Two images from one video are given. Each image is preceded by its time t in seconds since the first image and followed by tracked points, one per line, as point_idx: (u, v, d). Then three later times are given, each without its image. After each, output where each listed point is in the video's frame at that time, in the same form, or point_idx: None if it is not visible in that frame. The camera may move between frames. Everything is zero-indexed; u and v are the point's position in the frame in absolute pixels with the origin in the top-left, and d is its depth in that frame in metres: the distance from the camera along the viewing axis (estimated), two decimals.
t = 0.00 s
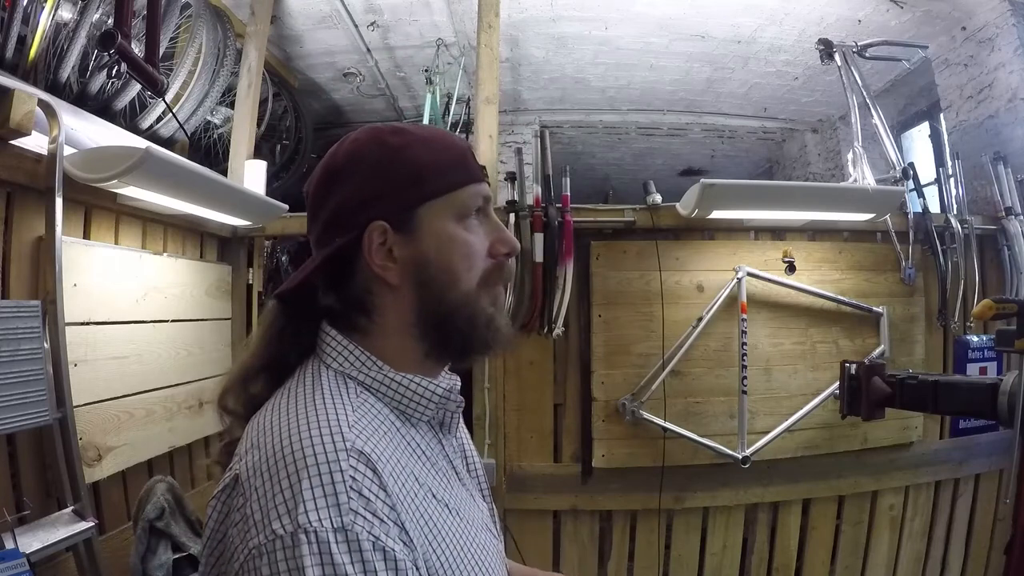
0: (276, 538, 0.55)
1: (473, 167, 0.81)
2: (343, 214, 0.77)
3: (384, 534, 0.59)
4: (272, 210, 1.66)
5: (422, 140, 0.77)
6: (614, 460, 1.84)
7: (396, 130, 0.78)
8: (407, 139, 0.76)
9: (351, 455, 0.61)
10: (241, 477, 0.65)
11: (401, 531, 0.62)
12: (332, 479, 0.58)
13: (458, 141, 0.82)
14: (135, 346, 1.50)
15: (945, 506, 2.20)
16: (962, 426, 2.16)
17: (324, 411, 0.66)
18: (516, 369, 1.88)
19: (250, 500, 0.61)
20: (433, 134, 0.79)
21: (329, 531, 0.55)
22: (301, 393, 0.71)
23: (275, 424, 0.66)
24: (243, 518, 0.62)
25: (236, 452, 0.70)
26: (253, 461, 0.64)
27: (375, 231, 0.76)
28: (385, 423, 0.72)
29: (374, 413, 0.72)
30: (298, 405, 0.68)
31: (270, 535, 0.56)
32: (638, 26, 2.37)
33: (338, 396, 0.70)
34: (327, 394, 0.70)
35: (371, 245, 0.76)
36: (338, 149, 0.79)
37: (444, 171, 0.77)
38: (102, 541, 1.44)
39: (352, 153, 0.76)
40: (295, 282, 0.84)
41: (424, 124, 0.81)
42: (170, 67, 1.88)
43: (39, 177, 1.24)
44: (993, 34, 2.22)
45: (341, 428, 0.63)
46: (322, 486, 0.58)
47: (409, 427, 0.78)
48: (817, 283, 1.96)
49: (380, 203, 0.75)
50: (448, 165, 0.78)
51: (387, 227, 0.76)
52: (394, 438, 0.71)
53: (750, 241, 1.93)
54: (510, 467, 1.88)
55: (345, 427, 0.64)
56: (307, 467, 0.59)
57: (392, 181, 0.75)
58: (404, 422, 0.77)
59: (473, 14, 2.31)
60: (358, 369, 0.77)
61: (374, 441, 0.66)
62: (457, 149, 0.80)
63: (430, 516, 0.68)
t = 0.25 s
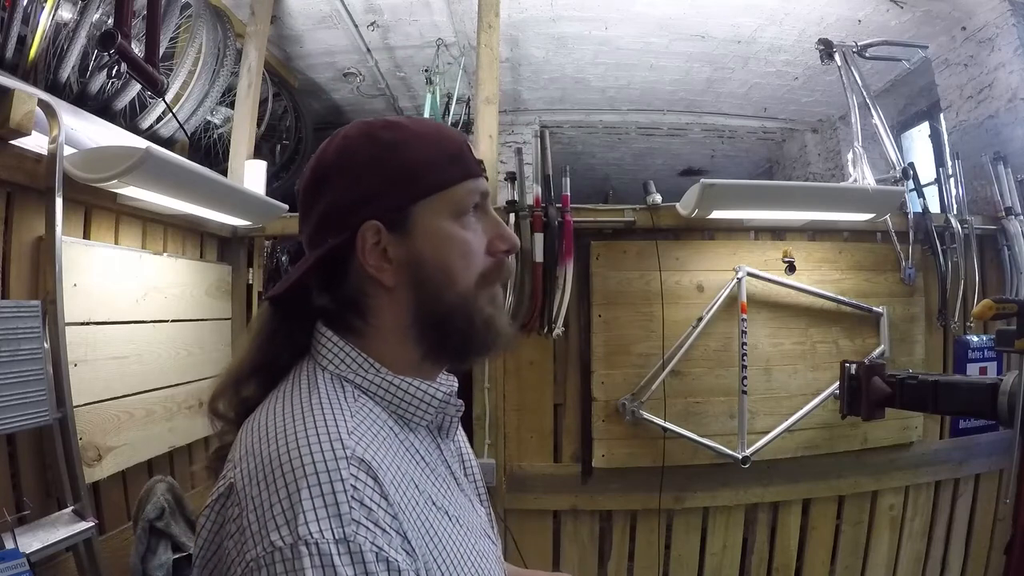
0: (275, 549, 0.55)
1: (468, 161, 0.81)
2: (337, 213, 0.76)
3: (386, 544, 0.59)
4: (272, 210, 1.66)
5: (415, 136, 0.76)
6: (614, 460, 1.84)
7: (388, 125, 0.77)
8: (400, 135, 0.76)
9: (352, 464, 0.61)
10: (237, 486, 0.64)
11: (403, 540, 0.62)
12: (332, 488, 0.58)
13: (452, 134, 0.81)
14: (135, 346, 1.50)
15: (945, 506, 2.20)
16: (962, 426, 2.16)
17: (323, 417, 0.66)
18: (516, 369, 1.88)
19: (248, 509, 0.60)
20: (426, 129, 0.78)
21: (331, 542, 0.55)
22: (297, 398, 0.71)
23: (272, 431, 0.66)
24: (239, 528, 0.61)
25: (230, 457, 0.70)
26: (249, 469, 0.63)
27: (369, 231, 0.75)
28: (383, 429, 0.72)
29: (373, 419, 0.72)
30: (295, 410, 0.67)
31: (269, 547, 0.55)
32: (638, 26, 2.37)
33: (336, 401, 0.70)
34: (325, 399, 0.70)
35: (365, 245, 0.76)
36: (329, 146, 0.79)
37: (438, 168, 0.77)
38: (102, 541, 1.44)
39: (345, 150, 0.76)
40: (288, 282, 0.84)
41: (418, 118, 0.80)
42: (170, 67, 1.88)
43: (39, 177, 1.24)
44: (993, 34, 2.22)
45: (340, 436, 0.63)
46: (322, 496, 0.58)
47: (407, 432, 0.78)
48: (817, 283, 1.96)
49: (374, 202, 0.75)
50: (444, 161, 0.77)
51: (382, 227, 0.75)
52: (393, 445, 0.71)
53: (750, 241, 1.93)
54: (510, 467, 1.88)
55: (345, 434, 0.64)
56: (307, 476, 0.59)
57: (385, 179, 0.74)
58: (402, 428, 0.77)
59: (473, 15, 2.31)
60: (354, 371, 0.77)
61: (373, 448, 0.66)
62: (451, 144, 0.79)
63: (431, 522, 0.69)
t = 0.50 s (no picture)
0: (268, 555, 0.55)
1: (460, 158, 0.79)
2: (326, 213, 0.77)
3: (381, 549, 0.58)
4: (271, 210, 1.66)
5: (405, 134, 0.75)
6: (614, 460, 1.84)
7: (377, 123, 0.76)
8: (388, 133, 0.75)
9: (346, 468, 0.61)
10: (230, 490, 0.64)
11: (398, 545, 0.61)
12: (326, 493, 0.58)
13: (444, 130, 0.79)
14: (135, 346, 1.50)
15: (945, 506, 2.20)
16: (962, 426, 2.16)
17: (318, 420, 0.65)
18: (516, 369, 1.88)
19: (241, 513, 0.60)
20: (417, 126, 0.77)
21: (325, 547, 0.55)
22: (292, 400, 0.71)
23: (266, 434, 0.66)
24: (231, 533, 0.61)
25: (224, 460, 0.69)
26: (243, 473, 0.63)
27: (357, 232, 0.75)
28: (379, 431, 0.72)
29: (368, 421, 0.72)
30: (290, 413, 0.67)
31: (262, 552, 0.55)
32: (638, 26, 2.37)
33: (332, 404, 0.70)
34: (320, 402, 0.70)
35: (352, 247, 0.76)
36: (319, 144, 0.79)
37: (428, 167, 0.76)
38: (103, 541, 1.44)
39: (334, 149, 0.76)
40: (284, 281, 0.84)
41: (408, 114, 0.79)
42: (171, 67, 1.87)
43: (39, 177, 1.24)
44: (993, 34, 2.22)
45: (335, 439, 0.63)
46: (316, 500, 0.57)
47: (403, 434, 0.78)
48: (817, 283, 1.96)
49: (362, 203, 0.74)
50: (434, 160, 0.76)
51: (370, 228, 0.75)
52: (389, 447, 0.71)
53: (750, 241, 1.93)
54: (510, 467, 1.88)
55: (339, 438, 0.64)
56: (300, 480, 0.58)
57: (373, 179, 0.74)
58: (399, 430, 0.77)
59: (473, 15, 2.31)
60: (349, 371, 0.77)
61: (368, 450, 0.66)
62: (442, 141, 0.78)
63: (427, 525, 0.68)
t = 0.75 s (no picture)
0: (250, 555, 0.55)
1: (436, 158, 0.74)
2: (304, 216, 0.76)
3: (364, 553, 0.58)
4: (271, 210, 1.66)
5: (374, 135, 0.72)
6: (614, 460, 1.84)
7: (350, 124, 0.74)
8: (358, 135, 0.72)
9: (332, 469, 0.61)
10: (219, 487, 0.64)
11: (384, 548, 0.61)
12: (311, 494, 0.58)
13: (419, 128, 0.74)
14: (135, 346, 1.50)
15: (945, 506, 2.20)
16: (962, 426, 2.16)
17: (307, 420, 0.66)
18: (516, 369, 1.88)
19: (228, 511, 0.60)
20: (390, 124, 0.73)
21: (307, 549, 0.55)
22: (284, 398, 0.71)
23: (257, 432, 0.66)
24: (218, 530, 0.61)
25: (217, 456, 0.70)
26: (231, 472, 0.63)
27: (330, 237, 0.75)
28: (371, 430, 0.72)
29: (359, 420, 0.72)
30: (281, 412, 0.68)
31: (245, 552, 0.55)
32: (638, 26, 2.37)
33: (323, 403, 0.70)
34: (311, 401, 0.70)
35: (326, 253, 0.75)
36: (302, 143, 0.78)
37: (398, 170, 0.72)
38: (103, 541, 1.44)
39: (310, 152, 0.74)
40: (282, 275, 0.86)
41: (384, 110, 0.75)
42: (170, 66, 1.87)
43: (39, 177, 1.24)
44: (992, 34, 2.22)
45: (322, 439, 0.63)
46: (300, 502, 0.57)
47: (396, 433, 0.78)
48: (817, 283, 1.96)
49: (333, 208, 0.73)
50: (404, 162, 0.72)
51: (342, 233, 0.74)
52: (380, 446, 0.71)
53: (750, 241, 1.93)
54: (510, 467, 1.88)
55: (328, 438, 0.64)
56: (285, 481, 0.58)
57: (343, 184, 0.72)
58: (392, 429, 0.77)
59: (473, 15, 2.31)
60: (339, 370, 0.77)
61: (357, 450, 0.66)
62: (415, 140, 0.73)
63: (416, 525, 0.68)
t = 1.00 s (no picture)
0: (207, 545, 0.56)
1: (357, 170, 0.74)
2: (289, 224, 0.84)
3: (317, 554, 0.58)
4: (272, 210, 1.66)
5: (307, 155, 0.77)
6: (614, 460, 1.84)
7: (299, 144, 0.80)
8: (301, 156, 0.78)
9: (294, 467, 0.61)
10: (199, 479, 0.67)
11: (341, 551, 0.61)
12: (270, 491, 0.58)
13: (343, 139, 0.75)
14: (135, 346, 1.50)
15: (945, 506, 2.20)
16: (962, 426, 2.16)
17: (283, 416, 0.67)
18: (516, 369, 1.88)
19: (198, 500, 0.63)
20: (322, 141, 0.77)
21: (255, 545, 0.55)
22: (271, 396, 0.73)
23: (239, 424, 0.68)
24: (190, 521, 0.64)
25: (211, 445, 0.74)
26: (209, 464, 0.66)
27: (301, 253, 0.83)
28: (353, 430, 0.72)
29: (342, 421, 0.72)
30: (263, 408, 0.70)
31: (203, 543, 0.57)
32: (638, 26, 2.37)
33: (305, 401, 0.71)
34: (294, 399, 0.71)
35: (305, 267, 0.85)
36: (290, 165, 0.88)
37: (325, 188, 0.75)
38: (103, 541, 1.44)
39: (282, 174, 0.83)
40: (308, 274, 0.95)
41: (325, 124, 0.79)
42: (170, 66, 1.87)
43: (39, 177, 1.24)
44: (993, 34, 2.22)
45: (291, 436, 0.64)
46: (258, 497, 0.58)
47: (385, 435, 0.77)
48: (817, 283, 1.96)
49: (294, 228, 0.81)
50: (329, 179, 0.74)
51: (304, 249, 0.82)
52: (360, 447, 0.71)
53: (750, 241, 1.93)
54: (510, 467, 1.88)
55: (297, 436, 0.64)
56: (245, 475, 0.60)
57: (295, 205, 0.79)
58: (378, 432, 0.77)
59: (473, 15, 2.31)
60: (332, 368, 0.79)
61: (330, 449, 0.66)
62: (337, 154, 0.74)
63: (389, 530, 0.67)
